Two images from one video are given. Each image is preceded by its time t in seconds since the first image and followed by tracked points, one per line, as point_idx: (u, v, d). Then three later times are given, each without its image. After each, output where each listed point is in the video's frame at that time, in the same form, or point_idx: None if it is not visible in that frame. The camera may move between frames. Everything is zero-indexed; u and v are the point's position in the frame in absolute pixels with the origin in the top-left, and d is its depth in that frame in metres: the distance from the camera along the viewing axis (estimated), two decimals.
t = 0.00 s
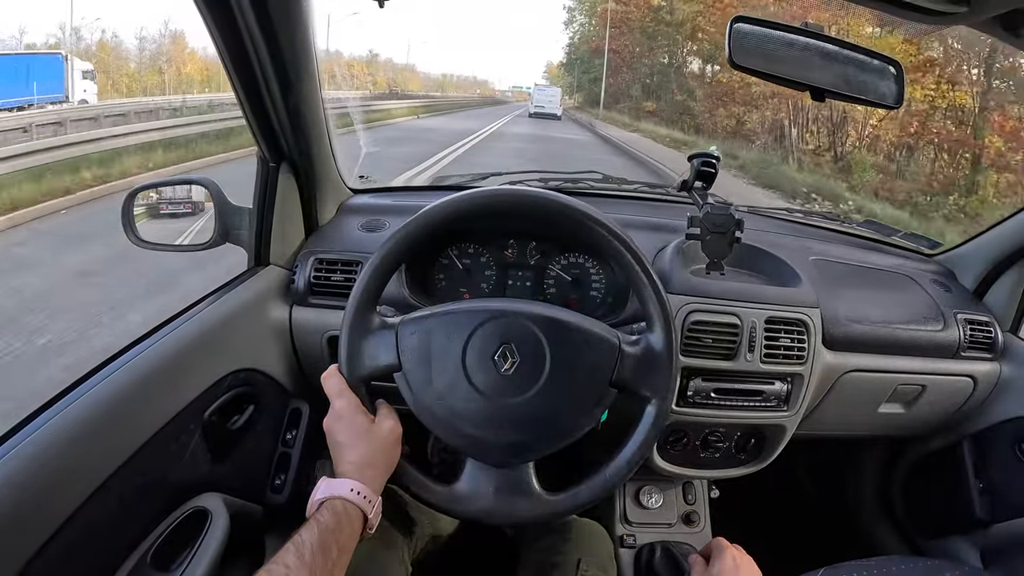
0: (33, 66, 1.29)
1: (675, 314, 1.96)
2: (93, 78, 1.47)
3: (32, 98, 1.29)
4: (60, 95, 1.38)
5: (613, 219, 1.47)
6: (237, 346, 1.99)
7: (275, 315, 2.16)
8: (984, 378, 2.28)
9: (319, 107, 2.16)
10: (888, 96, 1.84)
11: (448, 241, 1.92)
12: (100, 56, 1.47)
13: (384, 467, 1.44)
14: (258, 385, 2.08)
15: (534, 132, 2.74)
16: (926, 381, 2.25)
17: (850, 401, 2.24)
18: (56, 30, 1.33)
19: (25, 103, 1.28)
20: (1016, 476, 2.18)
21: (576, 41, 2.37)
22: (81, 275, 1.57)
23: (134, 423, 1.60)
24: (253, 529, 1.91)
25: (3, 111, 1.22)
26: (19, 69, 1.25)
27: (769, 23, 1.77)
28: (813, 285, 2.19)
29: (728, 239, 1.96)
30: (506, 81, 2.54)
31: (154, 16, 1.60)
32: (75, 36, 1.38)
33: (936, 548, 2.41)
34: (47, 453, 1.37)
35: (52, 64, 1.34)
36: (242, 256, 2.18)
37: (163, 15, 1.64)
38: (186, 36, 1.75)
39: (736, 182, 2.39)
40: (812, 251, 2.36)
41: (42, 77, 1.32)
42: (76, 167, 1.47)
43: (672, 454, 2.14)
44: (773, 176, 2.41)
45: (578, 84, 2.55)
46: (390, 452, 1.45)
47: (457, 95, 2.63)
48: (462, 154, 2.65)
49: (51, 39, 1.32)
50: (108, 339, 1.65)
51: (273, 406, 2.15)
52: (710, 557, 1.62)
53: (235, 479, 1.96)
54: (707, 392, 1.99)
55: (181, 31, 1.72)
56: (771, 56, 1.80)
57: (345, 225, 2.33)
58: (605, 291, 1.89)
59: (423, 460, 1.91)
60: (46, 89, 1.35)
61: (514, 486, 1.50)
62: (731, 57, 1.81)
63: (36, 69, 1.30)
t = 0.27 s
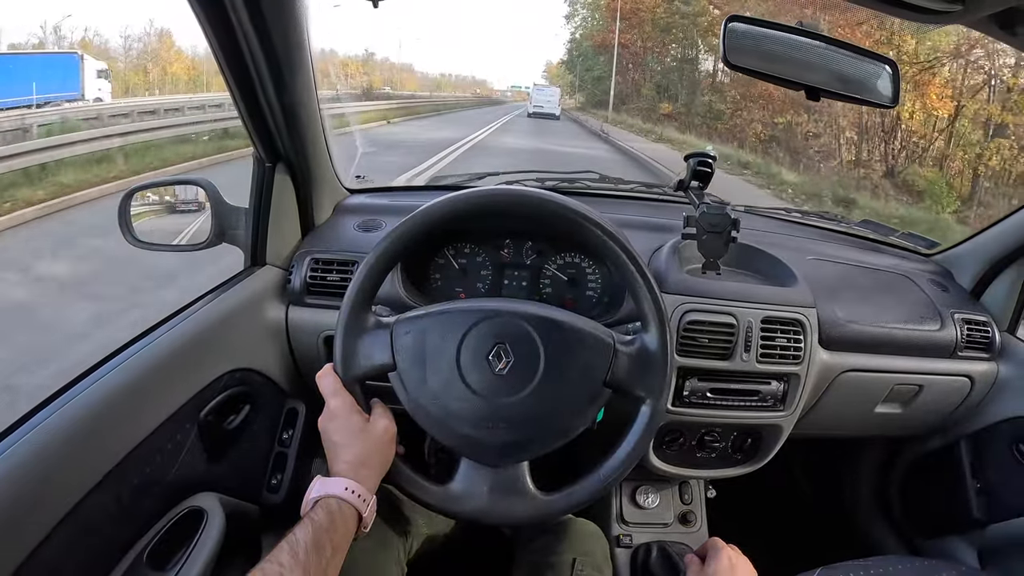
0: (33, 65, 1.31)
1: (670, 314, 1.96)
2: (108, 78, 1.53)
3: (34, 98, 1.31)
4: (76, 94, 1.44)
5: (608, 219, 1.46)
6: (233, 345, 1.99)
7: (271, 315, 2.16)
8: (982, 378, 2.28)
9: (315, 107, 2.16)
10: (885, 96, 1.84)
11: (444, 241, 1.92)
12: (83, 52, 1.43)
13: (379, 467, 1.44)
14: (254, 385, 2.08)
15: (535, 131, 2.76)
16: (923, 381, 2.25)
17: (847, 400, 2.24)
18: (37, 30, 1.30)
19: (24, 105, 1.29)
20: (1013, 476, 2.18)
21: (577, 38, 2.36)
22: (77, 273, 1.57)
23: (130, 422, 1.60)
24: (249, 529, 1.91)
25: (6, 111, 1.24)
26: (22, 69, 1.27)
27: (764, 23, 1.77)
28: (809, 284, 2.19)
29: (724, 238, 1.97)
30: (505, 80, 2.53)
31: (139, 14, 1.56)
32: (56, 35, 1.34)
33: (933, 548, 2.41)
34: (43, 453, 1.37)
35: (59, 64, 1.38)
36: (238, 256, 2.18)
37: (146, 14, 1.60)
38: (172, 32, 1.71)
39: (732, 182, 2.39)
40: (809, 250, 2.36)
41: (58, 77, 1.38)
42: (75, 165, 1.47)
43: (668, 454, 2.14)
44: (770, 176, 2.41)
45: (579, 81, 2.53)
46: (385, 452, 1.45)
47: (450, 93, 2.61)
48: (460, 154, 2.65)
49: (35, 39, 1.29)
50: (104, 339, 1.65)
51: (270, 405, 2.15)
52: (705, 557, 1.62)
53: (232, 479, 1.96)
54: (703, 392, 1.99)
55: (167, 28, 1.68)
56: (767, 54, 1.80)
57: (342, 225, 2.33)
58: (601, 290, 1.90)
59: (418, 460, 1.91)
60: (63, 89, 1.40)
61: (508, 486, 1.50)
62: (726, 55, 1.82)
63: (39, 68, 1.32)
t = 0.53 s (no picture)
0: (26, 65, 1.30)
1: (666, 316, 1.96)
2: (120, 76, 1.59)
3: (31, 97, 1.32)
4: (90, 92, 1.51)
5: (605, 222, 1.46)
6: (230, 346, 1.99)
7: (268, 316, 2.16)
8: (979, 379, 2.28)
9: (311, 107, 2.17)
10: (880, 97, 1.84)
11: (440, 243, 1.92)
12: (64, 50, 1.39)
13: (374, 463, 1.45)
14: (251, 386, 2.08)
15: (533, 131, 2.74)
16: (920, 382, 2.25)
17: (843, 402, 2.24)
18: (18, 28, 1.28)
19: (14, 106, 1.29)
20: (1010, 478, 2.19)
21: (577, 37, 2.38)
22: (74, 275, 1.56)
23: (127, 423, 1.60)
24: (246, 530, 1.92)
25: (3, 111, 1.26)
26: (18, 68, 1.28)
27: (759, 25, 1.77)
28: (806, 286, 2.19)
29: (721, 240, 1.96)
30: (502, 80, 2.56)
31: (123, 12, 1.54)
32: (35, 33, 1.31)
33: (930, 549, 2.41)
34: (40, 454, 1.37)
35: (56, 64, 1.38)
36: (236, 257, 2.18)
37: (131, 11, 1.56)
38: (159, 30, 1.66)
39: (728, 183, 2.39)
40: (806, 252, 2.36)
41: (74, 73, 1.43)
42: (71, 166, 1.47)
43: (665, 455, 2.14)
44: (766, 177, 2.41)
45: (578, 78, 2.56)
46: (379, 449, 1.46)
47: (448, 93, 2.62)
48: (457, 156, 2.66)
49: (14, 38, 1.27)
50: (102, 340, 1.66)
51: (267, 406, 2.16)
52: (702, 558, 1.62)
53: (229, 480, 1.96)
54: (700, 393, 1.99)
55: (154, 27, 1.64)
56: (761, 55, 1.80)
57: (339, 226, 2.34)
58: (597, 292, 1.90)
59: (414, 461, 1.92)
60: (80, 87, 1.47)
61: (503, 487, 1.50)
62: (721, 57, 1.84)
63: (34, 66, 1.32)
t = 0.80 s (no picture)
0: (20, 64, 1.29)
1: (664, 315, 1.96)
2: (132, 75, 1.63)
3: (27, 98, 1.32)
4: (104, 91, 1.55)
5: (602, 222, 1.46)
6: (228, 346, 1.99)
7: (266, 316, 2.16)
8: (978, 379, 2.28)
9: (309, 107, 2.17)
10: (878, 96, 1.83)
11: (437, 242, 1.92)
12: (43, 50, 1.34)
13: (369, 462, 1.45)
14: (249, 385, 2.08)
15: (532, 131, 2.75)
16: (918, 382, 2.24)
17: (842, 401, 2.24)
18: None
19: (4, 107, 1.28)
20: (1009, 477, 2.19)
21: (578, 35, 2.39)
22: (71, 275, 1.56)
23: (125, 422, 1.60)
24: (243, 529, 1.91)
25: None
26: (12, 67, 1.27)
27: (758, 24, 1.77)
28: (804, 285, 2.19)
29: (718, 239, 1.96)
30: (501, 80, 2.56)
31: (103, 10, 1.49)
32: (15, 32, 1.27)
33: (929, 549, 2.40)
34: (36, 454, 1.37)
35: (51, 63, 1.37)
36: (234, 256, 2.18)
37: (112, 9, 1.52)
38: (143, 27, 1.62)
39: (727, 182, 2.39)
40: (804, 251, 2.36)
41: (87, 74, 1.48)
42: (69, 166, 1.47)
43: (663, 455, 2.14)
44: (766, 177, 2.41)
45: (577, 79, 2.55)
46: (375, 447, 1.46)
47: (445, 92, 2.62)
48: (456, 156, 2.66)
49: None
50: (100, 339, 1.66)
51: (264, 406, 2.15)
52: (699, 557, 1.62)
53: (226, 479, 1.96)
54: (697, 393, 1.99)
55: (137, 24, 1.59)
56: (758, 54, 1.81)
57: (337, 226, 2.34)
58: (596, 291, 1.89)
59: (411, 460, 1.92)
60: (91, 85, 1.51)
61: (500, 487, 1.50)
62: (717, 55, 1.83)
63: (27, 66, 1.30)
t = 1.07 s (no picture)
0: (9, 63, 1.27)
1: (664, 316, 1.96)
2: (143, 74, 1.64)
3: (27, 97, 1.32)
4: (117, 90, 1.57)
5: (602, 223, 1.47)
6: (229, 346, 2.00)
7: (267, 316, 2.16)
8: (977, 380, 2.29)
9: (310, 108, 2.17)
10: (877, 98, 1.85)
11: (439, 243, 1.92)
12: (20, 51, 1.28)
13: (370, 462, 1.45)
14: (250, 385, 2.09)
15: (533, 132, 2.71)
16: (918, 383, 2.25)
17: (841, 402, 2.24)
18: None
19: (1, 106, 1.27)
20: (1008, 478, 2.20)
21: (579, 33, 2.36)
22: (73, 275, 1.57)
23: (127, 423, 1.60)
24: (245, 529, 1.92)
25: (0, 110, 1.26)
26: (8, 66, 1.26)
27: (758, 26, 1.77)
28: (803, 286, 2.19)
29: (718, 239, 1.96)
30: (500, 80, 2.54)
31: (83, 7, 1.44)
32: None
33: (928, 550, 2.41)
34: (38, 455, 1.37)
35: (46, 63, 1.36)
36: (236, 257, 2.19)
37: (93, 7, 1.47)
38: (126, 26, 1.57)
39: (727, 184, 2.39)
40: (804, 252, 2.36)
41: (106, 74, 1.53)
42: (70, 165, 1.47)
43: (663, 455, 2.15)
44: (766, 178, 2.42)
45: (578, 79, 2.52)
46: (376, 448, 1.46)
47: (443, 93, 2.59)
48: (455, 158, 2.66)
49: None
50: (102, 340, 1.66)
51: (265, 406, 2.16)
52: (699, 557, 1.62)
53: (227, 479, 1.97)
54: (697, 394, 2.00)
55: (120, 22, 1.55)
56: (759, 56, 1.81)
57: (338, 226, 2.34)
58: (596, 292, 1.90)
59: (412, 460, 1.92)
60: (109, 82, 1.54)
61: (501, 487, 1.51)
62: (718, 58, 1.84)
63: (33, 67, 1.32)
